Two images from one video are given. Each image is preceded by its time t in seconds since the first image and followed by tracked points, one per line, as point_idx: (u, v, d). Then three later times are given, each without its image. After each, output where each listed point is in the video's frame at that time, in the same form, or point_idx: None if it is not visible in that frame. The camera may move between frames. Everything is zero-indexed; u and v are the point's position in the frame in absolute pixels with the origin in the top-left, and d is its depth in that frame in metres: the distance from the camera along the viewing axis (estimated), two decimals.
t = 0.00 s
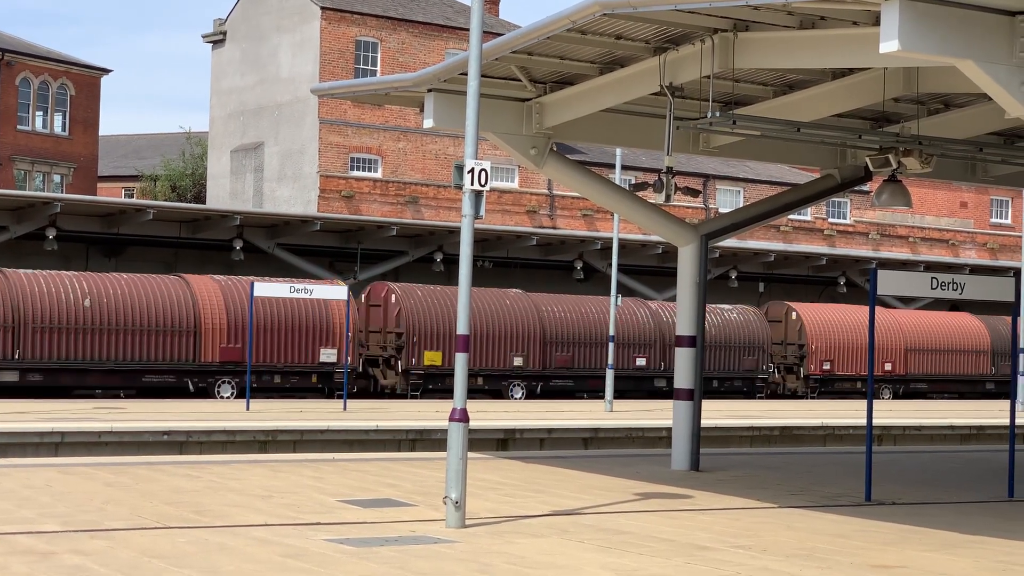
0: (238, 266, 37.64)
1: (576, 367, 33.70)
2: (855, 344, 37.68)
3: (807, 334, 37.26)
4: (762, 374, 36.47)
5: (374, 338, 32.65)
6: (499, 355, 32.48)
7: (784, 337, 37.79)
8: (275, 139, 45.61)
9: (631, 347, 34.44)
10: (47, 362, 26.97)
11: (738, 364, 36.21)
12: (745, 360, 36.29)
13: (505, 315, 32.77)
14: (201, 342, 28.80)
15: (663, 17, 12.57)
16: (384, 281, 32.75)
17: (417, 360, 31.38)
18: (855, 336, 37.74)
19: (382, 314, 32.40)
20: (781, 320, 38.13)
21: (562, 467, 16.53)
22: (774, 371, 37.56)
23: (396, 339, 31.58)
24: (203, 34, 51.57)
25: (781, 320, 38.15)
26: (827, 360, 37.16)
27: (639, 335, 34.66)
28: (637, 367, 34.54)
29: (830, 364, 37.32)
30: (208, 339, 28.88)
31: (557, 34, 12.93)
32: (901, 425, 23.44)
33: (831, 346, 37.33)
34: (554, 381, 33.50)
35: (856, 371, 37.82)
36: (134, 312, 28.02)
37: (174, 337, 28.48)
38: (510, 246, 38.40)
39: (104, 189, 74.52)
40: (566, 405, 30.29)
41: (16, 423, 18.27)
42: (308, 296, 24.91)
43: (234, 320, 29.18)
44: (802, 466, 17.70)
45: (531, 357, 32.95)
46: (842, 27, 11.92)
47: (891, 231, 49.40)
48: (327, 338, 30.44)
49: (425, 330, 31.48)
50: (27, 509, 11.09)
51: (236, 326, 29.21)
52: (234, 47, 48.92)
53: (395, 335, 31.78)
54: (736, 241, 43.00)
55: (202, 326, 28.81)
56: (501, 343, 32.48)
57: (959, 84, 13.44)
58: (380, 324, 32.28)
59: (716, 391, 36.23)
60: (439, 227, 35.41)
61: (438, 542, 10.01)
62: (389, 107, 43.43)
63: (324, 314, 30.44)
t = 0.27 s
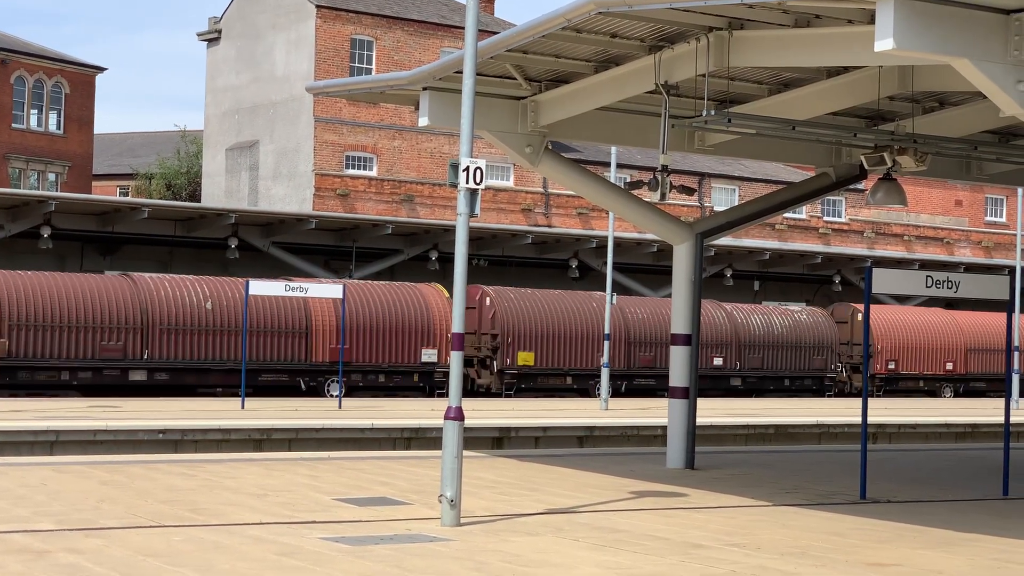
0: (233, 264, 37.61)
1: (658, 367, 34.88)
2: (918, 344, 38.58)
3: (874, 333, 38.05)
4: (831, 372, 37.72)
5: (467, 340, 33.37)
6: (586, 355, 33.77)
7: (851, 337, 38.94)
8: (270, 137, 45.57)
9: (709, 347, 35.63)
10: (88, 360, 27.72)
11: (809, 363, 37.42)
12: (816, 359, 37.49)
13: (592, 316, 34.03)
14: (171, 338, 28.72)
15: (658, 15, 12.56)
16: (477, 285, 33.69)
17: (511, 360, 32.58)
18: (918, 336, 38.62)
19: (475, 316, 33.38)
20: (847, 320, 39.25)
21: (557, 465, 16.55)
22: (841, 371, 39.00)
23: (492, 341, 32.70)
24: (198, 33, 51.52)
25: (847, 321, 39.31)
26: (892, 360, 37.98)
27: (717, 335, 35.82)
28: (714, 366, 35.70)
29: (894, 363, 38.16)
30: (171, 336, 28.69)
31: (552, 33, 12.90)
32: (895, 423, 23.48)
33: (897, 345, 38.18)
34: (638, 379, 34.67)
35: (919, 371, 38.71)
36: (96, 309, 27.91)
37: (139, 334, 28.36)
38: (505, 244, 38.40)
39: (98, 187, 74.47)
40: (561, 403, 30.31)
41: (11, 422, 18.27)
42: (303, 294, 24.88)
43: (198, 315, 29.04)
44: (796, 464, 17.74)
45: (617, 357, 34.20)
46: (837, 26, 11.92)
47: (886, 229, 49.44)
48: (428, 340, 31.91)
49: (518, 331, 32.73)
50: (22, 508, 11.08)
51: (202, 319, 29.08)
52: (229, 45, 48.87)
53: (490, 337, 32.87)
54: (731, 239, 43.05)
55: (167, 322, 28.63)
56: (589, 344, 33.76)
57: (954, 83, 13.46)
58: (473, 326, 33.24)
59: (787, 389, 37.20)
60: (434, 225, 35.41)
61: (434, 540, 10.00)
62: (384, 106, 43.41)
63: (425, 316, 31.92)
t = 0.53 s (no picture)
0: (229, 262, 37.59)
1: (735, 366, 35.73)
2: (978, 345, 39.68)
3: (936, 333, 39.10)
4: (895, 371, 38.30)
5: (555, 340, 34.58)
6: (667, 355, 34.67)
7: (913, 337, 39.80)
8: (266, 135, 45.52)
9: (782, 347, 36.46)
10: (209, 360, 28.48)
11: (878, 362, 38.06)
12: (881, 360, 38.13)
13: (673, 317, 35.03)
14: (137, 337, 27.62)
15: (653, 13, 12.57)
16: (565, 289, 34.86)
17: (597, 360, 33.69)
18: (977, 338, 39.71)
19: (562, 318, 34.60)
20: (909, 321, 40.08)
21: (553, 463, 16.53)
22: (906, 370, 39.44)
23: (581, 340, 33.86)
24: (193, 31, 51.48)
25: (909, 321, 40.10)
26: (953, 359, 39.11)
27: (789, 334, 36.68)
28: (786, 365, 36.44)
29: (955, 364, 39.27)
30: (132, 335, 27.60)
31: (548, 30, 12.89)
32: (891, 421, 23.53)
33: (956, 346, 39.25)
34: (715, 379, 35.48)
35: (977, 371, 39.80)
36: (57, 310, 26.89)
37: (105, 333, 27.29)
38: (501, 242, 38.39)
39: (94, 185, 74.39)
40: (557, 402, 30.31)
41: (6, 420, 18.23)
42: (300, 292, 24.85)
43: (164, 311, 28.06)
44: (792, 462, 17.75)
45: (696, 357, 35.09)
46: (832, 24, 11.93)
47: (882, 227, 49.47)
48: (521, 341, 32.51)
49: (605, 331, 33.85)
50: (17, 507, 11.05)
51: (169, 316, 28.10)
52: (225, 43, 48.82)
53: (578, 337, 34.07)
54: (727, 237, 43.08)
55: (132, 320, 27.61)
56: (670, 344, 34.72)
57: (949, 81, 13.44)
58: (561, 327, 34.42)
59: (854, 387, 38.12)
60: (431, 223, 35.38)
61: (430, 538, 10.00)
62: (380, 104, 43.38)
63: (518, 317, 32.47)
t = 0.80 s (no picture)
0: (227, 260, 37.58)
1: (806, 366, 37.22)
2: None
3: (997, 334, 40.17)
4: (957, 371, 39.55)
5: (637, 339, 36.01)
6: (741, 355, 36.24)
7: (973, 336, 40.77)
8: (264, 133, 45.49)
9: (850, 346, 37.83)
10: (322, 360, 30.71)
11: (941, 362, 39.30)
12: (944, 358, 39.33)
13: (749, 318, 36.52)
14: (256, 338, 29.83)
15: (651, 12, 12.57)
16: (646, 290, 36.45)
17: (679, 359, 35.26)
18: None
19: (642, 318, 35.97)
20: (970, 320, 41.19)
21: (551, 461, 16.54)
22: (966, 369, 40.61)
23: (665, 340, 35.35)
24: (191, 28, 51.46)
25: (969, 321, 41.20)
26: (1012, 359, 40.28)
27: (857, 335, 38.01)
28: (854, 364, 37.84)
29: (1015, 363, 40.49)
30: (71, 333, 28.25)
31: (546, 29, 12.89)
32: (889, 419, 23.54)
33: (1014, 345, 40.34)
34: (787, 376, 37.09)
35: None
36: (1, 305, 27.45)
37: (45, 329, 27.98)
38: (499, 241, 38.39)
39: (91, 183, 74.36)
40: (554, 400, 30.30)
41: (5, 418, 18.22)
42: (297, 291, 24.83)
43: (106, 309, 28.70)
44: (789, 460, 17.76)
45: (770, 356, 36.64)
46: (829, 22, 11.93)
47: (879, 225, 49.50)
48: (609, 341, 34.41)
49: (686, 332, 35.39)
50: (14, 504, 11.05)
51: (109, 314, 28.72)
52: (222, 41, 48.79)
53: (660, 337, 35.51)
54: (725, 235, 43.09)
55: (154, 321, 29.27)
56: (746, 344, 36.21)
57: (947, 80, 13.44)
58: (643, 327, 35.80)
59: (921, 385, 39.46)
60: (428, 221, 35.37)
61: (427, 537, 9.99)
62: (377, 102, 43.39)
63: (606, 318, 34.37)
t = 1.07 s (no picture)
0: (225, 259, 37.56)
1: (875, 365, 38.59)
2: None
3: None
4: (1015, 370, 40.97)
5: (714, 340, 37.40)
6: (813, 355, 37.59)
7: None
8: (262, 131, 45.47)
9: (915, 347, 39.17)
10: (423, 360, 32.47)
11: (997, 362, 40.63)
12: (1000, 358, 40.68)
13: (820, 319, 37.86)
14: (363, 338, 31.48)
15: (650, 10, 12.56)
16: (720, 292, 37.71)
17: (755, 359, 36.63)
18: None
19: (719, 320, 37.37)
20: None
21: (549, 460, 16.54)
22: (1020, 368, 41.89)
23: (739, 342, 36.59)
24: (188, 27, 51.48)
25: None
26: None
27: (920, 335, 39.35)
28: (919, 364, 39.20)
29: None
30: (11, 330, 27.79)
31: (545, 27, 12.88)
32: (887, 418, 23.57)
33: None
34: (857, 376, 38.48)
35: None
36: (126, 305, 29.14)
37: (165, 328, 29.53)
38: (497, 239, 38.38)
39: (89, 181, 74.32)
40: (552, 398, 30.30)
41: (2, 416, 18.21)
42: (296, 289, 24.84)
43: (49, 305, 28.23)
44: (787, 459, 17.78)
45: (841, 356, 37.98)
46: (827, 21, 11.93)
47: (877, 224, 49.56)
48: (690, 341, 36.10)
49: (762, 333, 36.77)
50: (12, 502, 11.04)
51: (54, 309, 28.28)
52: (220, 39, 48.78)
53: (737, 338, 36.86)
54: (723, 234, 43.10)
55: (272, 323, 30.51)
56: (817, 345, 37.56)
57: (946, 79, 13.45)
58: (719, 328, 37.20)
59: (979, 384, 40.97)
60: (426, 220, 35.37)
61: (425, 535, 9.99)
62: (376, 100, 43.44)
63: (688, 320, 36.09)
